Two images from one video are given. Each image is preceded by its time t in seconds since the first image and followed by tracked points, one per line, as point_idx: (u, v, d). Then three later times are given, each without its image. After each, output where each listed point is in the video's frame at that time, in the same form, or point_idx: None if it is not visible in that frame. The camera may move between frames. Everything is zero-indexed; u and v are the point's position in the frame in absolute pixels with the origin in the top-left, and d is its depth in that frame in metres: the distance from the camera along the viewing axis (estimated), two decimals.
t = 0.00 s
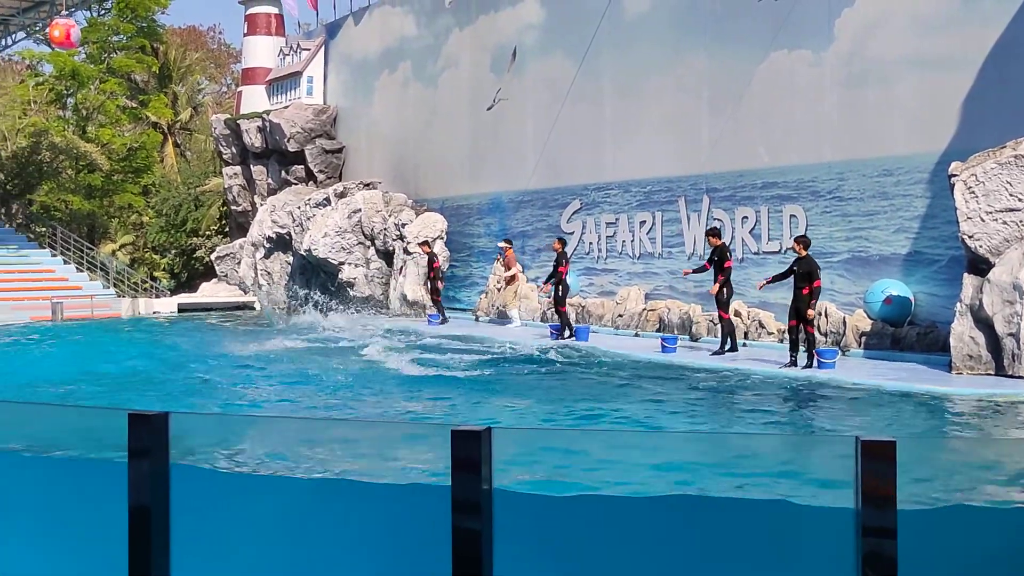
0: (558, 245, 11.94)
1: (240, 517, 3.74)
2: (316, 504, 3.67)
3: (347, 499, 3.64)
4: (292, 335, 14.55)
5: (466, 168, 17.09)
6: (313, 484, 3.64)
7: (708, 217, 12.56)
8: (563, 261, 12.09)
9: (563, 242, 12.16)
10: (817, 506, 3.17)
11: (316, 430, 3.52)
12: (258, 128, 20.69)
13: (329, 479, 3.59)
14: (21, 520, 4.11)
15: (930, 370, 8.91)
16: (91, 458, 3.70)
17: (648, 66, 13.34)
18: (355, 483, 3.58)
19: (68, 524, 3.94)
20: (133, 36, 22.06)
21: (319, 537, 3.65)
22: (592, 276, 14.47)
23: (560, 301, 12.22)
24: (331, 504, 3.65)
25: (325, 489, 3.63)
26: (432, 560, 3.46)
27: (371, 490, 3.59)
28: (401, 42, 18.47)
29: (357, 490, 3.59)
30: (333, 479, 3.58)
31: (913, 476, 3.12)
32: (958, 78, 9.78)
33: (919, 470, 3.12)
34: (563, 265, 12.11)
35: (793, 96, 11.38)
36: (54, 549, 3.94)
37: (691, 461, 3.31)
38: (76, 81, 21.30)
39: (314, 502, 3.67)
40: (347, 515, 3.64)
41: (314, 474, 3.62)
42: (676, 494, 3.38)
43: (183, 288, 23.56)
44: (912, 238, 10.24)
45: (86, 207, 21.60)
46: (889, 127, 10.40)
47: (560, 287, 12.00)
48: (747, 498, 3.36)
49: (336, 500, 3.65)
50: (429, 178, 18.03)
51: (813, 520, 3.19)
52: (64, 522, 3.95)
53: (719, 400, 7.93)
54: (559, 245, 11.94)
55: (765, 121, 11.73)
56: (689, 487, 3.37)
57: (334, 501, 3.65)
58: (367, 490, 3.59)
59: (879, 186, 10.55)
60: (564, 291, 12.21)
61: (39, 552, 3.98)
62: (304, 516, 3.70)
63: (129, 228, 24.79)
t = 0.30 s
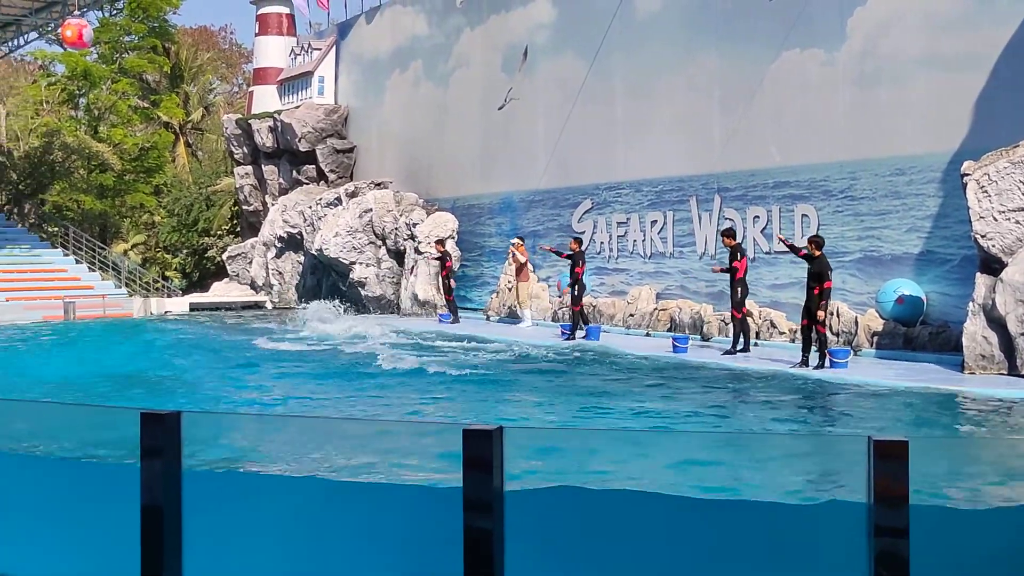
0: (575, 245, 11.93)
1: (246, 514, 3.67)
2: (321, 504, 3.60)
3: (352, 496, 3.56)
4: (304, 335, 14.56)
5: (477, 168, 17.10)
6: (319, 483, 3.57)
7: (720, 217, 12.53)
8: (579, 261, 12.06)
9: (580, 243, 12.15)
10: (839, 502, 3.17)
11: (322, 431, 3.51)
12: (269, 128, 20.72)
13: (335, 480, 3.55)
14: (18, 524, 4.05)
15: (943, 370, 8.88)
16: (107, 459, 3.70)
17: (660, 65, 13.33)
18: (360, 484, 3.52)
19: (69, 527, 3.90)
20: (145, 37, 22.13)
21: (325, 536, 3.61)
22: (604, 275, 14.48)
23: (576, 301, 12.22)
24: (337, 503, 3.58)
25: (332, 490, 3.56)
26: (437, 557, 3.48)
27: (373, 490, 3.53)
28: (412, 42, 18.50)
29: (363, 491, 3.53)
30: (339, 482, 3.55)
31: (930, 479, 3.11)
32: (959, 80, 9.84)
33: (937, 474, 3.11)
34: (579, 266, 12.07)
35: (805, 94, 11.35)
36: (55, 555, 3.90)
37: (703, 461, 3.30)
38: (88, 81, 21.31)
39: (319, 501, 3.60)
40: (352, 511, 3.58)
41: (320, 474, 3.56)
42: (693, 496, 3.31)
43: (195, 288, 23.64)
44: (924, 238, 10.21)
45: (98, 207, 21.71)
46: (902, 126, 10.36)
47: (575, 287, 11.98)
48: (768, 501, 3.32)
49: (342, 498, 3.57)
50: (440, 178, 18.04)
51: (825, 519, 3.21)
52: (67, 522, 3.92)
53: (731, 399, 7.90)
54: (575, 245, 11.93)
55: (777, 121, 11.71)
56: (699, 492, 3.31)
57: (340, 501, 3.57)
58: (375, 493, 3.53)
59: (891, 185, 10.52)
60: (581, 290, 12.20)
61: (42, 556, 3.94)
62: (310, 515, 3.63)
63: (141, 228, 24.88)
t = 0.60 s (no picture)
0: (586, 245, 11.91)
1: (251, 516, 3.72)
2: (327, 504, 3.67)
3: (355, 495, 3.64)
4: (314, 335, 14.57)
5: (487, 168, 17.10)
6: (327, 485, 3.61)
7: (730, 216, 12.51)
8: (593, 261, 12.02)
9: (593, 242, 12.14)
10: (841, 497, 3.17)
11: (330, 428, 3.48)
12: (280, 128, 20.78)
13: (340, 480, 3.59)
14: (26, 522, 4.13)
15: (953, 370, 8.85)
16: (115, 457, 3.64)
17: (670, 65, 13.31)
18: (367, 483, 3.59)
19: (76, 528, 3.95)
20: (155, 36, 22.22)
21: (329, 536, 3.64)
22: (614, 275, 14.48)
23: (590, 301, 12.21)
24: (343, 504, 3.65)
25: (338, 490, 3.61)
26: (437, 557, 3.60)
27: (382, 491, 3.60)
28: (422, 41, 18.53)
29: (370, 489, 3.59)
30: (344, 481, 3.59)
31: (944, 477, 3.08)
32: (962, 79, 9.87)
33: (946, 474, 3.08)
34: (593, 266, 12.03)
35: (815, 94, 11.32)
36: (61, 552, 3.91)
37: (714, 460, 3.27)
38: (98, 81, 21.37)
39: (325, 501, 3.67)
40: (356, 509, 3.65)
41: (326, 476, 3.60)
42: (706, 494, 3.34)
43: (205, 287, 23.71)
44: (936, 237, 10.17)
45: (108, 207, 21.78)
46: (913, 126, 10.33)
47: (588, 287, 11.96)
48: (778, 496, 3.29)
49: (349, 498, 3.64)
50: (450, 178, 18.06)
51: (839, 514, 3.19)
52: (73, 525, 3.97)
53: (742, 400, 7.87)
54: (588, 245, 11.91)
55: (788, 121, 11.69)
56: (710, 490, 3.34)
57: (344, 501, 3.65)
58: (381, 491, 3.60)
59: (902, 184, 10.48)
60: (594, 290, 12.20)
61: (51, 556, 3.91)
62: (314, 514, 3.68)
63: (151, 227, 24.98)
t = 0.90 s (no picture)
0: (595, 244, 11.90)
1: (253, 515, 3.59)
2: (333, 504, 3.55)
3: (363, 494, 3.51)
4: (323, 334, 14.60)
5: (497, 168, 17.11)
6: (340, 486, 3.53)
7: (739, 216, 12.49)
8: (602, 261, 12.01)
9: (603, 242, 12.13)
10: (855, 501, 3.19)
11: (344, 429, 3.47)
12: (289, 128, 20.82)
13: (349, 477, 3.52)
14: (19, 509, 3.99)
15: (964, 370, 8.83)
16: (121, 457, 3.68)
17: (680, 64, 13.30)
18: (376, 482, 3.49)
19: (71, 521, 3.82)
20: (165, 36, 22.30)
21: (334, 535, 3.53)
22: (623, 275, 14.48)
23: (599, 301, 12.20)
24: (349, 502, 3.54)
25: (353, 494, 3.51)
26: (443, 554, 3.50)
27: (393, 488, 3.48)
28: (432, 41, 18.56)
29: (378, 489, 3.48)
30: (353, 479, 3.51)
31: (952, 479, 3.08)
32: (971, 78, 9.86)
33: (960, 473, 3.09)
34: (602, 266, 12.02)
35: (825, 95, 11.30)
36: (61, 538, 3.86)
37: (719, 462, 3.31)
38: (108, 81, 21.45)
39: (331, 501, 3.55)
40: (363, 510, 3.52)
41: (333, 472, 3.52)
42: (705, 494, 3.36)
43: (215, 287, 23.78)
44: (946, 237, 10.14)
45: (118, 206, 21.89)
46: (923, 125, 10.29)
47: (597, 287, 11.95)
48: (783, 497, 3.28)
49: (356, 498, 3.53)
50: (460, 177, 18.06)
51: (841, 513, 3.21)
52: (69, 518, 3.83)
53: (751, 400, 7.86)
54: (598, 245, 11.90)
55: (798, 121, 11.67)
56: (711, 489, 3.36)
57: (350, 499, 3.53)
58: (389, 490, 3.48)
59: (912, 184, 10.46)
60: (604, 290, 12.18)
61: (49, 548, 3.89)
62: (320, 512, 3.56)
63: (161, 227, 25.08)
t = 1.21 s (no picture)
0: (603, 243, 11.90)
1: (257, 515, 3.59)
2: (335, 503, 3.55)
3: (363, 492, 3.52)
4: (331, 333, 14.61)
5: (506, 167, 17.11)
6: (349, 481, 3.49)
7: (749, 215, 12.48)
8: (609, 260, 12.02)
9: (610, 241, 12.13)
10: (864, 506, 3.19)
11: (348, 424, 3.46)
12: (298, 127, 20.87)
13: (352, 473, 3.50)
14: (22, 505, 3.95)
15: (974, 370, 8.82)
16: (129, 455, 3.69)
17: (689, 64, 13.30)
18: (380, 479, 3.50)
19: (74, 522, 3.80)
20: (175, 35, 22.35)
21: (339, 534, 3.55)
22: (632, 274, 14.47)
23: (606, 300, 12.20)
24: (352, 500, 3.53)
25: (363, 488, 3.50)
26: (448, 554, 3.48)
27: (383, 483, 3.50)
28: (441, 40, 18.58)
29: (377, 487, 3.50)
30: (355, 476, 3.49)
31: (959, 481, 3.07)
32: (979, 77, 9.84)
33: (969, 474, 3.08)
34: (609, 265, 12.03)
35: (835, 94, 11.28)
36: (66, 538, 3.83)
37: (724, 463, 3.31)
38: (118, 80, 21.50)
39: (334, 500, 3.55)
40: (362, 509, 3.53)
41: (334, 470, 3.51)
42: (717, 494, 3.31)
43: (224, 286, 23.84)
44: (956, 237, 10.12)
45: (128, 205, 21.95)
46: (933, 125, 10.27)
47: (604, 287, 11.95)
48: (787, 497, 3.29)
49: (357, 496, 3.53)
50: (469, 176, 18.08)
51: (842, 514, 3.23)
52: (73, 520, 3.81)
53: (759, 399, 7.86)
54: (605, 244, 11.90)
55: (807, 121, 11.65)
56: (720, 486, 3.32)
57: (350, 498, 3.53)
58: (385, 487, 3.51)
59: (922, 183, 10.43)
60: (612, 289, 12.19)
61: (55, 546, 3.87)
62: (324, 510, 3.56)
63: (170, 226, 25.14)
